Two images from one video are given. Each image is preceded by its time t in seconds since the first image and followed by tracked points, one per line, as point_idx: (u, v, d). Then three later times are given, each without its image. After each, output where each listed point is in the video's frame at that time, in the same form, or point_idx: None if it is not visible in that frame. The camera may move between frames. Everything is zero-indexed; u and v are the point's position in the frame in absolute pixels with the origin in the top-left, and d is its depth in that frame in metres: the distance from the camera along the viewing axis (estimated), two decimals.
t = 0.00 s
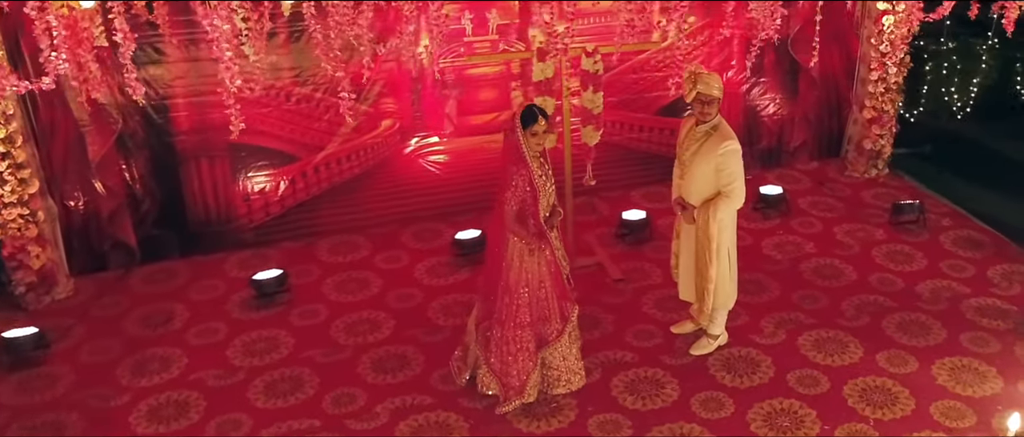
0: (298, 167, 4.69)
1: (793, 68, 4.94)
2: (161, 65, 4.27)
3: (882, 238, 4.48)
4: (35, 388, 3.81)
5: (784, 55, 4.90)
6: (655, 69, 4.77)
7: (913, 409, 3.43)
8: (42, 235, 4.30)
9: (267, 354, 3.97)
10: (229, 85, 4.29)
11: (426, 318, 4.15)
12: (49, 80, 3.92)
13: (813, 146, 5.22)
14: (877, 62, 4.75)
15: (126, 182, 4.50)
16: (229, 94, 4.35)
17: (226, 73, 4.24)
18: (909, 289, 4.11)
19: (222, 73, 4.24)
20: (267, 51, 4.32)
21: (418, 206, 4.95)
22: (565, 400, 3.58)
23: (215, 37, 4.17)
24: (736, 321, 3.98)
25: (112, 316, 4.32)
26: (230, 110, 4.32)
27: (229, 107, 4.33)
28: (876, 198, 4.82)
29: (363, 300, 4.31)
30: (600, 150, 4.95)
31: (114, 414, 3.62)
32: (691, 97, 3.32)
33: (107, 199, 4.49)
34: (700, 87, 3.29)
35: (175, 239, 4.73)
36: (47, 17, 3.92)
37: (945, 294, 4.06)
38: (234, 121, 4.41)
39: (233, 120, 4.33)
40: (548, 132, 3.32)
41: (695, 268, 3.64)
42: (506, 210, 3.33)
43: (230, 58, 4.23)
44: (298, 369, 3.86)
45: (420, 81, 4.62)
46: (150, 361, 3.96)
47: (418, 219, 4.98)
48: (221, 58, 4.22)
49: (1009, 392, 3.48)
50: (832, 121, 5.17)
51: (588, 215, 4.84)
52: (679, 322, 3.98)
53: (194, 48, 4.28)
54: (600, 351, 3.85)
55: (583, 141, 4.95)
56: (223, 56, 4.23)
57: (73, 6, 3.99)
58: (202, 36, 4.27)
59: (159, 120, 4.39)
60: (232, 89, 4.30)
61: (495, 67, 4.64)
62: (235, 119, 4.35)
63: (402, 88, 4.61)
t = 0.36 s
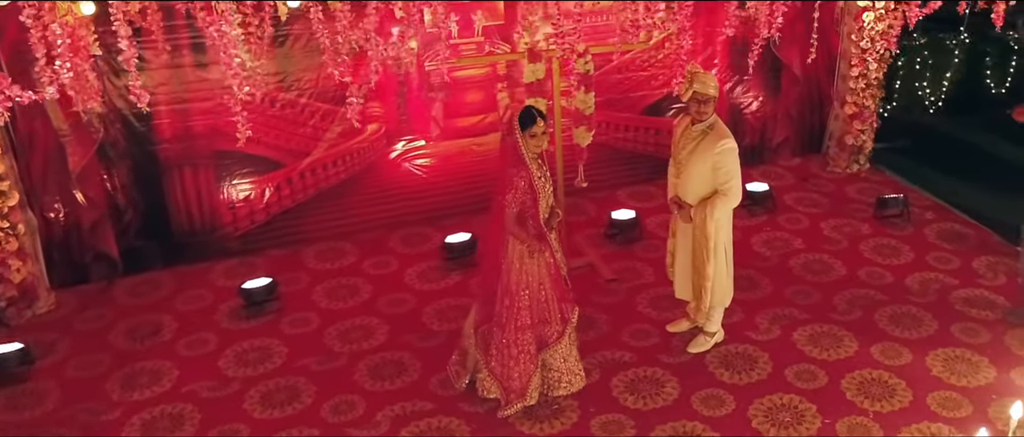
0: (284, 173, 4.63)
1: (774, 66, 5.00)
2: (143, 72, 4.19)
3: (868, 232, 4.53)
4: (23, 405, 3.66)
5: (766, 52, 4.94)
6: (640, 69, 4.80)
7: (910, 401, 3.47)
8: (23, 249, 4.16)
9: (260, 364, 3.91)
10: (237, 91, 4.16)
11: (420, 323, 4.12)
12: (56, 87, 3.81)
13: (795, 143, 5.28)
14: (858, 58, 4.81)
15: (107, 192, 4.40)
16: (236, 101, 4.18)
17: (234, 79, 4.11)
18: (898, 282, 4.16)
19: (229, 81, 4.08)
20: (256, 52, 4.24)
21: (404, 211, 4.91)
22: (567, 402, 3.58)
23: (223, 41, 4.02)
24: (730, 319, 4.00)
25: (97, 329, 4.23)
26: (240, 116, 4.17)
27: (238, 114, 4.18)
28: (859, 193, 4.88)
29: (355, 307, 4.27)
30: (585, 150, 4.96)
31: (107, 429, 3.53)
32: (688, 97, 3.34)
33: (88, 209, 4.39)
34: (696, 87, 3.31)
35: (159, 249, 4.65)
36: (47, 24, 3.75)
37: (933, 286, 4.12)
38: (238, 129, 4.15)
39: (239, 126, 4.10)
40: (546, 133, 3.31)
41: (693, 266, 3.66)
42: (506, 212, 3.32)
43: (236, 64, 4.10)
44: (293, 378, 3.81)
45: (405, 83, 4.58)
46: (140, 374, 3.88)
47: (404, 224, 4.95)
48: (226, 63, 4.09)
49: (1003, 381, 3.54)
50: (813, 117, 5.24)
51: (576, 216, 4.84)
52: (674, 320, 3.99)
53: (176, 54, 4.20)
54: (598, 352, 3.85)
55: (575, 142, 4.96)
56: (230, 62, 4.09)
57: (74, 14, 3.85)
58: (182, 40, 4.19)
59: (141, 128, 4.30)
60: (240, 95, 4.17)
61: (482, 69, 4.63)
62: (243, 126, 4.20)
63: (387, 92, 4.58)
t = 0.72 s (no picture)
0: (268, 180, 4.57)
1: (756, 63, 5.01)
2: (121, 79, 4.08)
3: (853, 227, 4.58)
4: (7, 422, 3.57)
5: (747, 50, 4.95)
6: (624, 68, 4.79)
7: (906, 392, 3.51)
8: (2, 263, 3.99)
9: (252, 374, 3.85)
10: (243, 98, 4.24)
11: (412, 329, 4.09)
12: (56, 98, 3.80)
13: (776, 140, 5.33)
14: (838, 55, 4.86)
15: (88, 203, 4.29)
16: (242, 109, 4.26)
17: (242, 88, 4.20)
18: (886, 276, 4.20)
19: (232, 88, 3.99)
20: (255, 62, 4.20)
21: (391, 215, 4.88)
22: (566, 403, 3.57)
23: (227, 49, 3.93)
24: (723, 316, 4.02)
25: (81, 343, 4.13)
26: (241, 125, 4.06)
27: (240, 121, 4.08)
28: (840, 188, 4.94)
29: (345, 314, 4.22)
30: (570, 151, 4.96)
31: None
32: (683, 96, 3.34)
33: (67, 221, 4.28)
34: (690, 86, 3.31)
35: (141, 260, 4.57)
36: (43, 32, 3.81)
37: (919, 278, 4.17)
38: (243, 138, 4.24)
39: (246, 134, 4.23)
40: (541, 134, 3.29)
41: (688, 265, 3.67)
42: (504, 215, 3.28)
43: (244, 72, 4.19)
44: (287, 387, 3.75)
45: (390, 87, 4.53)
46: (128, 388, 3.80)
47: (389, 229, 4.91)
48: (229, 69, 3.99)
49: (994, 370, 3.59)
50: (794, 113, 5.28)
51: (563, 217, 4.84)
52: (668, 319, 4.00)
53: (155, 60, 4.09)
54: (595, 353, 3.84)
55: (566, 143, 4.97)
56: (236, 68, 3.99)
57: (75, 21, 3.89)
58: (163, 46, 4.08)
59: (121, 137, 4.20)
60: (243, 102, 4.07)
61: (467, 71, 4.62)
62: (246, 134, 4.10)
63: (374, 93, 4.49)
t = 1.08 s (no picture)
0: (250, 188, 4.49)
1: (735, 61, 5.03)
2: (99, 89, 3.96)
3: (836, 222, 4.63)
4: None
5: (726, 48, 4.98)
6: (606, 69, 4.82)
7: (900, 385, 3.55)
8: None
9: (242, 386, 3.78)
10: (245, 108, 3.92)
11: (404, 335, 4.05)
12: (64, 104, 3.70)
13: (756, 137, 5.35)
14: (816, 52, 4.93)
15: (65, 215, 4.17)
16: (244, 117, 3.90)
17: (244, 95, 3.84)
18: (872, 270, 4.25)
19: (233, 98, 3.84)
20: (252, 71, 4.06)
21: (374, 221, 4.84)
22: (564, 406, 3.55)
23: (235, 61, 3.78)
24: (714, 314, 4.03)
25: (62, 359, 4.03)
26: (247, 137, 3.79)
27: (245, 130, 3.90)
28: (820, 184, 4.99)
29: (333, 322, 4.17)
30: (553, 152, 4.95)
31: None
32: (676, 96, 3.35)
33: (44, 234, 4.15)
34: (683, 86, 3.33)
35: (120, 273, 4.46)
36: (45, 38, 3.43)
37: (905, 271, 4.22)
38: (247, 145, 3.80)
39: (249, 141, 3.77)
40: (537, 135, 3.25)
41: (681, 264, 3.67)
42: (500, 218, 3.25)
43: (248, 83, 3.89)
44: (280, 398, 3.69)
45: (372, 91, 4.47)
46: (115, 404, 3.71)
47: (372, 235, 4.87)
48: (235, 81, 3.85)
49: (984, 360, 3.64)
50: (772, 110, 5.32)
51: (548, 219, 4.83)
52: (660, 318, 4.01)
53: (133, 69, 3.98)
54: (589, 354, 3.84)
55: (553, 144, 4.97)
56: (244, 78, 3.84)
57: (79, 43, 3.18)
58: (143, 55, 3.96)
59: (99, 147, 4.08)
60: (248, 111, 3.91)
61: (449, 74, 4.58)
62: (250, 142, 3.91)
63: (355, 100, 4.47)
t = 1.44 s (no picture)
0: (234, 196, 4.41)
1: (717, 59, 5.07)
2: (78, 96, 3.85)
3: (821, 217, 4.67)
4: None
5: (709, 46, 5.00)
6: (591, 70, 4.80)
7: (895, 378, 3.58)
8: None
9: (235, 398, 3.70)
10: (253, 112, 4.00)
11: (397, 342, 4.01)
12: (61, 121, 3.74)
13: (737, 135, 5.40)
14: (796, 49, 5.03)
15: (45, 228, 4.06)
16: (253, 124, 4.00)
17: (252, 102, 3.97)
18: (860, 265, 4.29)
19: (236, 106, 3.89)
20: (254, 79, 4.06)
21: (361, 226, 4.79)
22: (565, 408, 3.53)
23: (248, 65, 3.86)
24: (707, 313, 4.04)
25: (46, 376, 3.92)
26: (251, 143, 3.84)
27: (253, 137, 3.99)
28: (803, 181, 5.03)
29: (324, 330, 4.11)
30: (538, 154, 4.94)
31: None
32: (671, 95, 3.37)
33: (24, 247, 4.06)
34: (679, 85, 3.34)
35: (102, 286, 4.35)
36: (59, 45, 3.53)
37: (893, 265, 4.26)
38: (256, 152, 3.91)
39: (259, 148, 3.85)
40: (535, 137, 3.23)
41: (677, 264, 3.67)
42: (499, 223, 3.21)
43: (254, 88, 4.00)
44: (275, 408, 3.63)
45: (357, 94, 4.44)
46: (104, 419, 3.62)
47: (358, 242, 4.81)
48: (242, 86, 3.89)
49: (975, 351, 3.69)
50: (754, 108, 5.36)
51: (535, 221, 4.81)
52: (654, 318, 4.01)
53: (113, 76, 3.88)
54: (585, 356, 3.83)
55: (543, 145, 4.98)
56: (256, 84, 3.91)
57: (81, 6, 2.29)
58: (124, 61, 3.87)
59: (80, 157, 3.98)
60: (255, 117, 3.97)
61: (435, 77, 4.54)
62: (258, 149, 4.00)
63: (339, 104, 4.43)
